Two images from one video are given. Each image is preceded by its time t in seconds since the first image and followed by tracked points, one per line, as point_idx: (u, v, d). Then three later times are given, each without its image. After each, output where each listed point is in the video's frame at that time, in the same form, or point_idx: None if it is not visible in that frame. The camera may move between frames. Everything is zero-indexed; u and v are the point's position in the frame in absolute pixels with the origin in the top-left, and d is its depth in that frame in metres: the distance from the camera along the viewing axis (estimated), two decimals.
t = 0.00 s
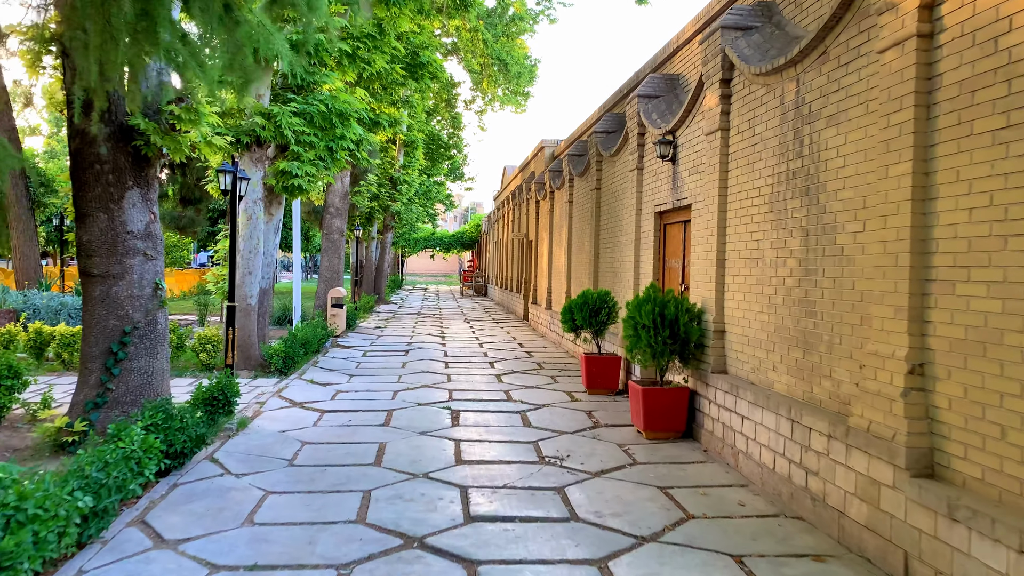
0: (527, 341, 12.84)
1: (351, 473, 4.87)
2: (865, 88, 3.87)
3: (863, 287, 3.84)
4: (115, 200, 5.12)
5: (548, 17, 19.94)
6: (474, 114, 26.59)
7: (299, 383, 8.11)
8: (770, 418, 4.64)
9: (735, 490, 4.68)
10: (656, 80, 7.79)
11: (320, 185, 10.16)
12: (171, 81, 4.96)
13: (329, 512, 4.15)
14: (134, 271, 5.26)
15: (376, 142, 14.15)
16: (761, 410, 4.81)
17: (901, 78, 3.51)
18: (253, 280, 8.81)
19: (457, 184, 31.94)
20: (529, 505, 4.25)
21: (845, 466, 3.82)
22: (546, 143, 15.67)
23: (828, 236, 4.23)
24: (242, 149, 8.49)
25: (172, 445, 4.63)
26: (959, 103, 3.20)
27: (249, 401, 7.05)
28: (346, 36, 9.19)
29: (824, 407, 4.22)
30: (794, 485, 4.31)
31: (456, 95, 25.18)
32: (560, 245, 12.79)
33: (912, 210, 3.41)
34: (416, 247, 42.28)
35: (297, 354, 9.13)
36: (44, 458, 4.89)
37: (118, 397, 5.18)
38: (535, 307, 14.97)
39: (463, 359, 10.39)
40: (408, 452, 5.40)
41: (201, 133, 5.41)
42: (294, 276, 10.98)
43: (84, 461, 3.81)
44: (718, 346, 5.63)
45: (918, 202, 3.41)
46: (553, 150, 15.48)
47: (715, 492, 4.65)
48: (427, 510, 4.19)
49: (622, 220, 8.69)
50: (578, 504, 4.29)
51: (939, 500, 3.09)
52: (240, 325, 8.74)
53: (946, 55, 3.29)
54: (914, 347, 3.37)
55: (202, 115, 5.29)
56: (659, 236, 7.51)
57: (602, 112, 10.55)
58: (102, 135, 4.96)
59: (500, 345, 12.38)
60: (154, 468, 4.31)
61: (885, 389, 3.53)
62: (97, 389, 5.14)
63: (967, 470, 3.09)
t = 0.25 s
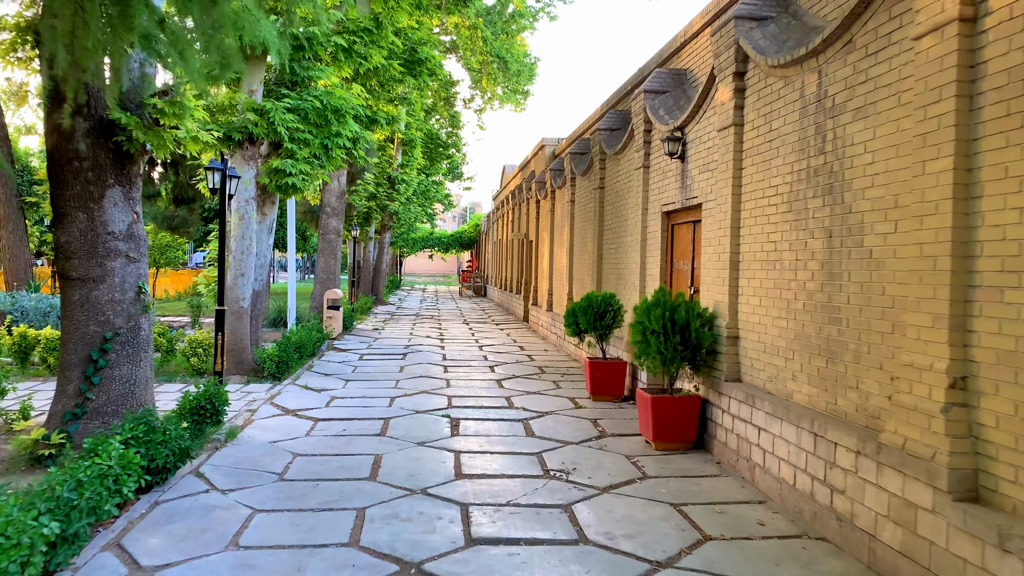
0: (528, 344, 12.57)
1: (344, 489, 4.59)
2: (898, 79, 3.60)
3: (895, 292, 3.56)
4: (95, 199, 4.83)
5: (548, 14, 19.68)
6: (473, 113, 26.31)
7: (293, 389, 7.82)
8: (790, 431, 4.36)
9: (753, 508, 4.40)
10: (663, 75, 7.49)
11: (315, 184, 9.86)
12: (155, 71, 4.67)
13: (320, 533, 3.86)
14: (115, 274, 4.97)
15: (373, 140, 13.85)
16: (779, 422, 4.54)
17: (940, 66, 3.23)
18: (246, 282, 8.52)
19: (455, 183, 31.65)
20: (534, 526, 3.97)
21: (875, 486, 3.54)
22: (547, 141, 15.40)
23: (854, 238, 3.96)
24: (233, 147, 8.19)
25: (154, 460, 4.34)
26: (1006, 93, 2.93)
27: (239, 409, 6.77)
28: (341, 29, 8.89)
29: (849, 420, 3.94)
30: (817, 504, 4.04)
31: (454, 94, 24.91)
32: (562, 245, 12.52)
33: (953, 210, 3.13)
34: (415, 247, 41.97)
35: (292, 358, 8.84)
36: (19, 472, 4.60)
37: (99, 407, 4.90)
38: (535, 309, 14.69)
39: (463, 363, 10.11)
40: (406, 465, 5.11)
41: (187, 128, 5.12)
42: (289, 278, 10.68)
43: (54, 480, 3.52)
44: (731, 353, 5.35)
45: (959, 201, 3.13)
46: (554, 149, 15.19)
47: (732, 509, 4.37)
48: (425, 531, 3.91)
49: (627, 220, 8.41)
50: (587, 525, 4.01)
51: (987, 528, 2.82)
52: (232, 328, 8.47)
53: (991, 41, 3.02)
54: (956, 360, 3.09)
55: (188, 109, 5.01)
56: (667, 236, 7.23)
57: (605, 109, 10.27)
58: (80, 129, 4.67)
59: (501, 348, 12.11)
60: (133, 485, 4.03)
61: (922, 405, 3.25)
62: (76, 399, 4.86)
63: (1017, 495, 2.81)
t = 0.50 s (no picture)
0: (529, 345, 12.28)
1: (338, 503, 4.30)
2: (938, 61, 3.31)
3: (936, 293, 3.27)
4: (74, 193, 4.54)
5: (549, 10, 19.42)
6: (472, 111, 26.00)
7: (287, 393, 7.53)
8: (816, 441, 4.08)
9: (776, 523, 4.11)
10: (672, 66, 7.24)
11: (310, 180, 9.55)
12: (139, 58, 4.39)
13: (312, 553, 3.58)
14: (96, 274, 4.68)
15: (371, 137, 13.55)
16: (803, 431, 4.25)
17: (989, 45, 2.94)
18: (239, 282, 8.24)
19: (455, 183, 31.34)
20: (543, 545, 3.68)
21: (914, 503, 3.25)
22: (548, 138, 15.11)
23: (887, 234, 3.67)
24: (225, 142, 7.89)
25: (134, 473, 4.05)
26: None
27: (230, 415, 6.47)
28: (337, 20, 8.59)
29: (882, 431, 3.66)
30: (847, 520, 3.75)
31: (454, 92, 24.64)
32: (564, 244, 12.24)
33: (1004, 202, 2.85)
34: (414, 247, 41.65)
35: (286, 360, 8.56)
36: None
37: (78, 415, 4.61)
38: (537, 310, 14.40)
39: (463, 365, 9.82)
40: (404, 476, 4.83)
41: (171, 119, 4.83)
42: (284, 278, 10.38)
43: (20, 498, 3.23)
44: (748, 357, 5.07)
45: (1012, 192, 2.85)
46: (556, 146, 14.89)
47: (753, 524, 4.09)
48: (425, 550, 3.62)
49: (634, 218, 8.12)
50: (599, 543, 3.73)
51: None
52: (224, 330, 8.19)
53: None
54: (1009, 367, 2.80)
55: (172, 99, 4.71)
56: (676, 234, 6.95)
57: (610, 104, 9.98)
58: (58, 120, 4.39)
59: (502, 349, 11.82)
60: (110, 501, 3.74)
61: (969, 416, 2.97)
62: (53, 407, 4.57)
63: None
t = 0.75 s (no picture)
0: (531, 349, 12.03)
1: (332, 523, 4.05)
2: (980, 50, 3.06)
3: (978, 301, 3.02)
4: (52, 193, 4.28)
5: (549, 8, 19.19)
6: (472, 111, 25.75)
7: (281, 401, 7.27)
8: (841, 458, 3.83)
9: (798, 545, 3.86)
10: (680, 62, 6.96)
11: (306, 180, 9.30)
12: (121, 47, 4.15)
13: None
14: (76, 278, 4.42)
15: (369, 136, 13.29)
16: (826, 446, 4.00)
17: None
18: (232, 285, 8.00)
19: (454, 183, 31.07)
20: (551, 571, 3.43)
21: (955, 530, 2.99)
22: (549, 137, 14.87)
23: (920, 237, 3.42)
24: (217, 140, 7.63)
25: (112, 493, 3.78)
26: None
27: (221, 425, 6.21)
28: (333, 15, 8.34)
29: (915, 448, 3.40)
30: (876, 544, 3.50)
31: (453, 91, 24.40)
32: (567, 246, 11.99)
33: None
34: (414, 247, 41.37)
35: (281, 366, 8.30)
36: None
37: (56, 429, 4.34)
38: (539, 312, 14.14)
39: (463, 370, 9.56)
40: (402, 492, 4.57)
41: (156, 114, 4.56)
42: (280, 281, 10.12)
43: None
44: (765, 366, 4.81)
45: None
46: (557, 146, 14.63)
47: (774, 546, 3.84)
48: None
49: (639, 219, 7.87)
50: (611, 569, 3.47)
51: None
52: (217, 335, 7.93)
53: None
54: None
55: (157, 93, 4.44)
56: (685, 236, 6.70)
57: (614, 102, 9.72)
58: (33, 115, 4.12)
59: (503, 353, 11.57)
60: (85, 525, 3.47)
61: (1019, 437, 2.71)
62: (30, 420, 4.29)
63: None
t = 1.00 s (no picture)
0: (532, 350, 11.77)
1: (322, 540, 3.79)
2: None
3: None
4: (24, 188, 4.01)
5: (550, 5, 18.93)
6: (471, 109, 25.48)
7: (274, 405, 7.01)
8: (867, 471, 3.57)
9: (821, 564, 3.60)
10: (688, 54, 6.70)
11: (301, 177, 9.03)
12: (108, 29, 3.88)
13: None
14: (50, 279, 4.15)
15: (367, 133, 13.02)
16: (850, 458, 3.74)
17: None
18: (224, 285, 7.72)
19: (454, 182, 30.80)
20: None
21: (1001, 554, 2.73)
22: (550, 135, 14.62)
23: (958, 234, 3.16)
24: (208, 136, 7.36)
25: (85, 510, 3.51)
26: None
27: (210, 431, 5.95)
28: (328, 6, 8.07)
29: (952, 462, 3.14)
30: (909, 566, 3.24)
31: (452, 90, 24.14)
32: (568, 245, 11.73)
33: None
34: (412, 247, 41.08)
35: (274, 369, 8.03)
36: None
37: (29, 439, 4.07)
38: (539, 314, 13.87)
39: (463, 373, 9.29)
40: (398, 505, 4.31)
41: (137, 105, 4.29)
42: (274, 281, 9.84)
43: None
44: (781, 371, 4.56)
45: None
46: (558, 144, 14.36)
47: (795, 566, 3.58)
48: None
49: (645, 218, 7.60)
50: None
51: None
52: (208, 337, 7.68)
53: None
54: None
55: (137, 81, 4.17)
56: (694, 234, 6.43)
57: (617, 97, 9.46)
58: (3, 104, 3.86)
59: (503, 355, 11.31)
60: (53, 546, 3.20)
61: None
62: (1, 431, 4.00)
63: None
